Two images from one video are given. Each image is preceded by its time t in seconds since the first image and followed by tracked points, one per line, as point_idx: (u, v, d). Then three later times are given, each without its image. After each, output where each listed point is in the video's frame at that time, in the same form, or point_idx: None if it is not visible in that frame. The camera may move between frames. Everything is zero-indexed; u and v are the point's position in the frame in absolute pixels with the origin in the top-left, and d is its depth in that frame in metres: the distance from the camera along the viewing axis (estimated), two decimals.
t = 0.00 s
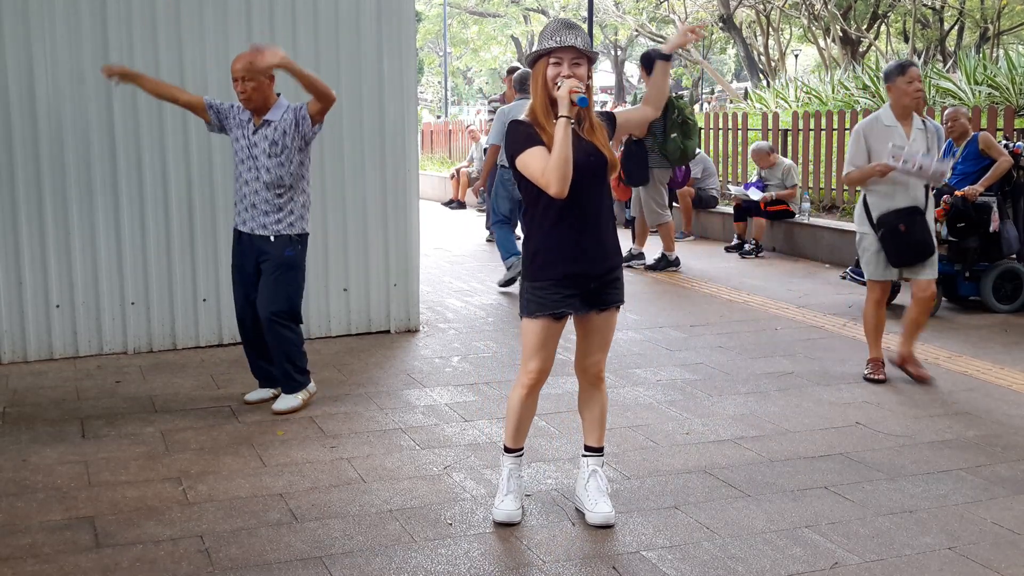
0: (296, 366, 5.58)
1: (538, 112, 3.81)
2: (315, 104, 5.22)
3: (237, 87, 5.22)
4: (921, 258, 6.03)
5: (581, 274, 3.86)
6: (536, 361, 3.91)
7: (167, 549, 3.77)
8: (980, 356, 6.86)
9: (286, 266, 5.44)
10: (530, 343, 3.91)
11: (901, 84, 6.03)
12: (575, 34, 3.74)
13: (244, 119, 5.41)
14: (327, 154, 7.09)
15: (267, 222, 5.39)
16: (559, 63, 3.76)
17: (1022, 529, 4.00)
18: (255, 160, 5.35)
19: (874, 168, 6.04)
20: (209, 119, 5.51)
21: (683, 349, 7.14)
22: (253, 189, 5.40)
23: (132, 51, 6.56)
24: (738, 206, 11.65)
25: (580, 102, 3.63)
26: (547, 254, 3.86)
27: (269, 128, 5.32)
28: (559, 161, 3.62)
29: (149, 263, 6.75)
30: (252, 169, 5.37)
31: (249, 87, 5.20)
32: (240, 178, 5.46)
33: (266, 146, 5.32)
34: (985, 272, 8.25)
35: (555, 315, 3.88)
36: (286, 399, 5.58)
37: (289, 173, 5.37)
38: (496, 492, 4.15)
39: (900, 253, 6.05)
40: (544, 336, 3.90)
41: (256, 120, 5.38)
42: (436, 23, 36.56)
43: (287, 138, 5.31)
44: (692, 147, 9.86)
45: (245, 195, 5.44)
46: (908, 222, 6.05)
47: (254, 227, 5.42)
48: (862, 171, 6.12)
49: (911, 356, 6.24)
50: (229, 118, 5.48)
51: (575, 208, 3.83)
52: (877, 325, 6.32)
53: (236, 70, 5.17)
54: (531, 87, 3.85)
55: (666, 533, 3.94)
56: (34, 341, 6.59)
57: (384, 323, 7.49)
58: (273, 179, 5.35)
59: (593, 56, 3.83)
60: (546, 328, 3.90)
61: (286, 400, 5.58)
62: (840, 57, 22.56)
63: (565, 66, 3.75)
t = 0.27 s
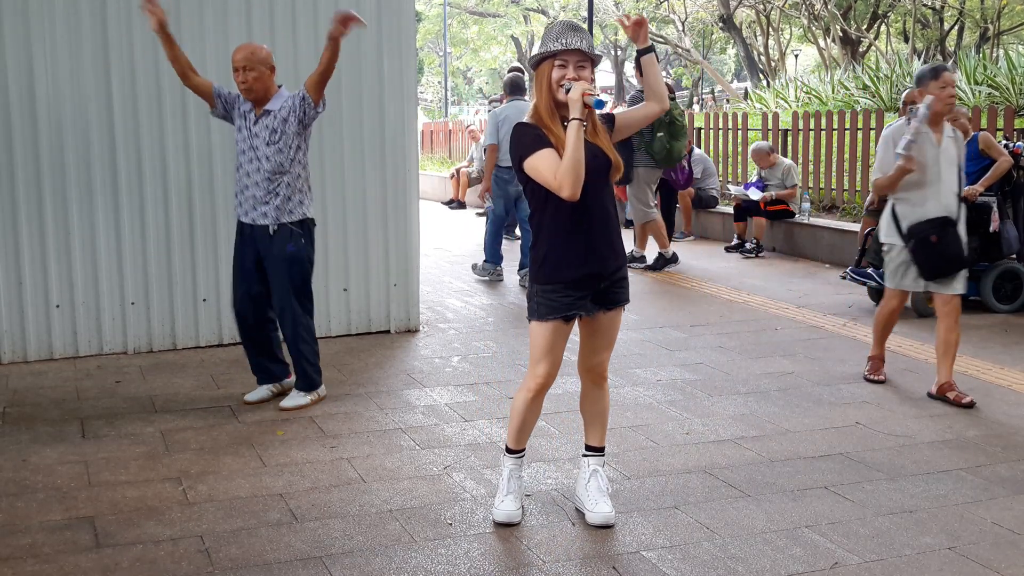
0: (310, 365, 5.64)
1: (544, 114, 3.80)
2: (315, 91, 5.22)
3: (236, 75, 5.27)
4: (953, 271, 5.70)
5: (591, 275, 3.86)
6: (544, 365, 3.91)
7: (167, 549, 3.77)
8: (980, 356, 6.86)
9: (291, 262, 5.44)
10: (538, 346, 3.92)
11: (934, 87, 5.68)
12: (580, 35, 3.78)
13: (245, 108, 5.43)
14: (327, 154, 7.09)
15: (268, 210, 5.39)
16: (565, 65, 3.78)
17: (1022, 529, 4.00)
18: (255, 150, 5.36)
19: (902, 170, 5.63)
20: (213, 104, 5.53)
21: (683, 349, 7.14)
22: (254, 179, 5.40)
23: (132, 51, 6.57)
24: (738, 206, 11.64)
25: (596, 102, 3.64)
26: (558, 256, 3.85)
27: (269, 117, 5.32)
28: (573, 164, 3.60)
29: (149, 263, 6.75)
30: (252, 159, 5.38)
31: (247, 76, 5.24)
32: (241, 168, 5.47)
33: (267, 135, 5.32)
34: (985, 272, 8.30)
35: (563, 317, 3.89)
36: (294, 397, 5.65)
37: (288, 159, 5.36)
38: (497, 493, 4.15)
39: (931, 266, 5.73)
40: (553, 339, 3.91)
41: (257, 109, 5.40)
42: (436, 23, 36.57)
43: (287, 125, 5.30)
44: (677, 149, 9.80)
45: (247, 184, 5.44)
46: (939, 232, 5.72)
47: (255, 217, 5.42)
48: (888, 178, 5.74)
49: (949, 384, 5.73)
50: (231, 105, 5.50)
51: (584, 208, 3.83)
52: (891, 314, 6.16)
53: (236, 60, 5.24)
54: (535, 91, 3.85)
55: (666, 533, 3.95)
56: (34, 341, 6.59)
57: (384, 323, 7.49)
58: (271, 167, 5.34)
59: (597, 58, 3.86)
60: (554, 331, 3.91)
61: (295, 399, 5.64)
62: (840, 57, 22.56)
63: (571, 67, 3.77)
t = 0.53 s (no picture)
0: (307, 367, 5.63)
1: (544, 115, 3.79)
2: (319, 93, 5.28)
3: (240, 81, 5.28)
4: (984, 273, 5.52)
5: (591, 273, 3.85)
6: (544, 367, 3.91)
7: (167, 549, 3.77)
8: (980, 356, 6.86)
9: (299, 265, 5.46)
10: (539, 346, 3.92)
11: (966, 81, 5.47)
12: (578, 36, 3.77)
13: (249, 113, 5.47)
14: (327, 154, 7.09)
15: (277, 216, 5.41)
16: (565, 65, 3.77)
17: (1021, 530, 4.00)
18: (264, 157, 5.40)
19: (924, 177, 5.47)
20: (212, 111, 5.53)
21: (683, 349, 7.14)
22: (262, 187, 5.43)
23: (131, 51, 6.57)
24: (738, 205, 11.63)
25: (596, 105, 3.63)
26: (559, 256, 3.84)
27: (276, 125, 5.37)
28: (572, 165, 3.61)
29: (149, 263, 6.75)
30: (260, 167, 5.41)
31: (253, 82, 5.26)
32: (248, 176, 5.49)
33: (275, 143, 5.36)
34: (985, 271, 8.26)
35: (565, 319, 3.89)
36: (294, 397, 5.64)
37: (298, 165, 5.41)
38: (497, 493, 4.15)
39: (965, 265, 5.50)
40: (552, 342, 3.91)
41: (262, 116, 5.43)
42: (436, 23, 36.57)
43: (293, 132, 5.36)
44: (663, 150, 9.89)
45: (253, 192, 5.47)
46: (973, 232, 5.51)
47: (265, 224, 5.44)
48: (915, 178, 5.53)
49: (949, 384, 5.74)
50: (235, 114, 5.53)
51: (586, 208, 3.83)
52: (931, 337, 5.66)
53: (240, 67, 5.26)
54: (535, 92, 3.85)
55: (666, 533, 3.94)
56: (34, 341, 6.59)
57: (384, 323, 7.49)
58: (279, 173, 5.38)
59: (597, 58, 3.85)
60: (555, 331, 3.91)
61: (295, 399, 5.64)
62: (840, 57, 22.55)
63: (572, 68, 3.77)
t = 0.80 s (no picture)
0: (307, 364, 5.64)
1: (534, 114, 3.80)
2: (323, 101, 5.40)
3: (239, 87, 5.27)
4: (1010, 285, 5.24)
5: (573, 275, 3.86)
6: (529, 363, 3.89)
7: (167, 549, 3.77)
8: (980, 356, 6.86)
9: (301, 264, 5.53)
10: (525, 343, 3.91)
11: (988, 84, 5.21)
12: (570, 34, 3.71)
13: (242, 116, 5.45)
14: (327, 153, 7.09)
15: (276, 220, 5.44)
16: (556, 64, 3.74)
17: (1021, 530, 4.00)
18: (261, 162, 5.40)
19: (947, 184, 5.17)
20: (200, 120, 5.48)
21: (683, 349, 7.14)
22: (260, 190, 5.43)
23: (131, 52, 6.57)
24: (738, 205, 11.64)
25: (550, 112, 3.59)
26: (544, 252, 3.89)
27: (276, 130, 5.39)
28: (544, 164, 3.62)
29: (149, 263, 6.75)
30: (258, 171, 5.42)
31: (256, 88, 5.26)
32: (242, 180, 5.47)
33: (274, 148, 5.39)
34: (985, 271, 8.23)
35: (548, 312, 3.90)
36: (294, 397, 5.63)
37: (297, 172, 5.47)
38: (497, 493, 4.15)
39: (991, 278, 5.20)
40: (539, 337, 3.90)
41: (258, 121, 5.43)
42: (436, 23, 36.57)
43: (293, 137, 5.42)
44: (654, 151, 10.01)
45: (249, 195, 5.47)
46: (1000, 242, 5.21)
47: (265, 227, 5.45)
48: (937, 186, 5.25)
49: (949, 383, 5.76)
50: (226, 118, 5.47)
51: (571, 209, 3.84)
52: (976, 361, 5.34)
53: (241, 70, 5.24)
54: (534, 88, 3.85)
55: (666, 533, 3.94)
56: (34, 341, 6.59)
57: (384, 323, 7.49)
58: (279, 178, 5.42)
59: (593, 53, 3.78)
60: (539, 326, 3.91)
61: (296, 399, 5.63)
62: (840, 57, 22.55)
63: (562, 66, 3.72)
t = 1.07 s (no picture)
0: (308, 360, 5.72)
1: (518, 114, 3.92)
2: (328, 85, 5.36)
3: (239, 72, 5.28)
4: None
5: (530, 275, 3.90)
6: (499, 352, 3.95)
7: (167, 549, 3.77)
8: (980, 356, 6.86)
9: (303, 256, 5.56)
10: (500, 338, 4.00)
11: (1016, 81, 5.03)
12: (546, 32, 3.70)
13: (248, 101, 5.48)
14: (326, 154, 7.09)
15: (275, 204, 5.47)
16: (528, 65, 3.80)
17: (1022, 529, 4.00)
18: (262, 147, 5.42)
19: (986, 189, 5.02)
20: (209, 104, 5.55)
21: (683, 349, 7.14)
22: (260, 176, 5.46)
23: (131, 52, 6.57)
24: (738, 205, 11.64)
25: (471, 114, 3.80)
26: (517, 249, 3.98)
27: (276, 116, 5.39)
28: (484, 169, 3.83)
29: (149, 263, 6.75)
30: (259, 157, 5.44)
31: (256, 76, 5.26)
32: (244, 164, 5.50)
33: (275, 133, 5.39)
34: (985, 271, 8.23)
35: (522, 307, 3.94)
36: (306, 389, 5.76)
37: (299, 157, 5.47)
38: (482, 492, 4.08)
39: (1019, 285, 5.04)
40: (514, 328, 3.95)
41: (260, 108, 5.44)
42: (436, 24, 36.57)
43: (295, 122, 5.40)
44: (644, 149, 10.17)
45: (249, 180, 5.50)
46: None
47: (263, 213, 5.49)
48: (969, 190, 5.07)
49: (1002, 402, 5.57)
50: (231, 105, 5.53)
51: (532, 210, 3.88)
52: (984, 367, 5.29)
53: (242, 59, 5.25)
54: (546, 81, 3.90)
55: (666, 533, 3.94)
56: (34, 341, 6.59)
57: (384, 323, 7.49)
58: (281, 163, 5.43)
59: (563, 51, 3.70)
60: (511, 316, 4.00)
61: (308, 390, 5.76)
62: (840, 57, 22.54)
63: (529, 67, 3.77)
